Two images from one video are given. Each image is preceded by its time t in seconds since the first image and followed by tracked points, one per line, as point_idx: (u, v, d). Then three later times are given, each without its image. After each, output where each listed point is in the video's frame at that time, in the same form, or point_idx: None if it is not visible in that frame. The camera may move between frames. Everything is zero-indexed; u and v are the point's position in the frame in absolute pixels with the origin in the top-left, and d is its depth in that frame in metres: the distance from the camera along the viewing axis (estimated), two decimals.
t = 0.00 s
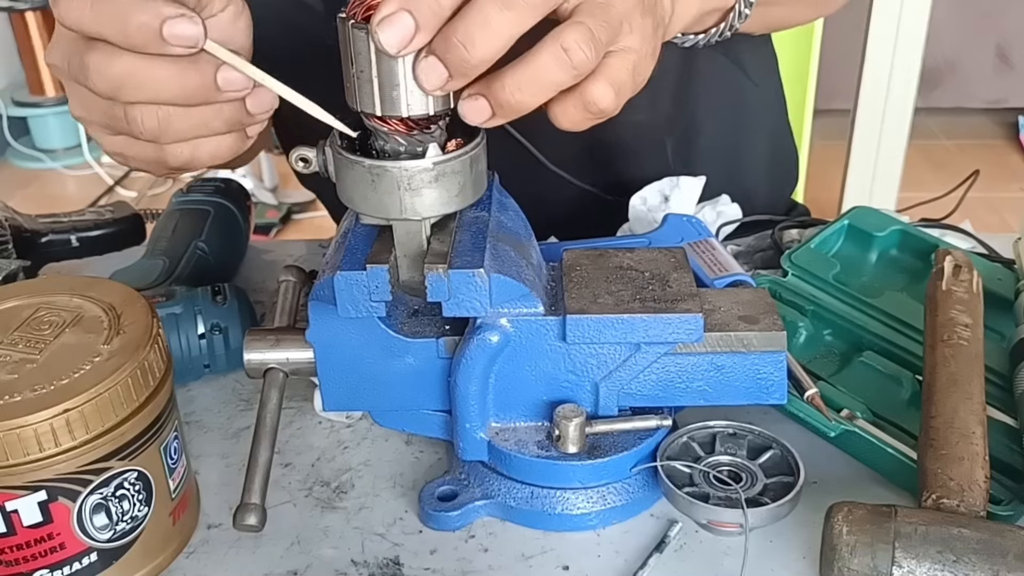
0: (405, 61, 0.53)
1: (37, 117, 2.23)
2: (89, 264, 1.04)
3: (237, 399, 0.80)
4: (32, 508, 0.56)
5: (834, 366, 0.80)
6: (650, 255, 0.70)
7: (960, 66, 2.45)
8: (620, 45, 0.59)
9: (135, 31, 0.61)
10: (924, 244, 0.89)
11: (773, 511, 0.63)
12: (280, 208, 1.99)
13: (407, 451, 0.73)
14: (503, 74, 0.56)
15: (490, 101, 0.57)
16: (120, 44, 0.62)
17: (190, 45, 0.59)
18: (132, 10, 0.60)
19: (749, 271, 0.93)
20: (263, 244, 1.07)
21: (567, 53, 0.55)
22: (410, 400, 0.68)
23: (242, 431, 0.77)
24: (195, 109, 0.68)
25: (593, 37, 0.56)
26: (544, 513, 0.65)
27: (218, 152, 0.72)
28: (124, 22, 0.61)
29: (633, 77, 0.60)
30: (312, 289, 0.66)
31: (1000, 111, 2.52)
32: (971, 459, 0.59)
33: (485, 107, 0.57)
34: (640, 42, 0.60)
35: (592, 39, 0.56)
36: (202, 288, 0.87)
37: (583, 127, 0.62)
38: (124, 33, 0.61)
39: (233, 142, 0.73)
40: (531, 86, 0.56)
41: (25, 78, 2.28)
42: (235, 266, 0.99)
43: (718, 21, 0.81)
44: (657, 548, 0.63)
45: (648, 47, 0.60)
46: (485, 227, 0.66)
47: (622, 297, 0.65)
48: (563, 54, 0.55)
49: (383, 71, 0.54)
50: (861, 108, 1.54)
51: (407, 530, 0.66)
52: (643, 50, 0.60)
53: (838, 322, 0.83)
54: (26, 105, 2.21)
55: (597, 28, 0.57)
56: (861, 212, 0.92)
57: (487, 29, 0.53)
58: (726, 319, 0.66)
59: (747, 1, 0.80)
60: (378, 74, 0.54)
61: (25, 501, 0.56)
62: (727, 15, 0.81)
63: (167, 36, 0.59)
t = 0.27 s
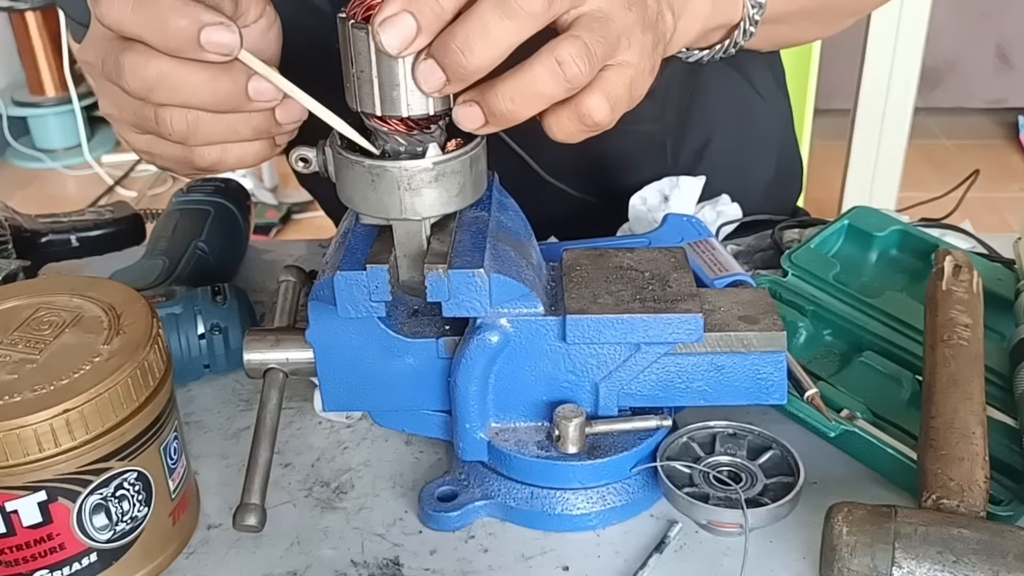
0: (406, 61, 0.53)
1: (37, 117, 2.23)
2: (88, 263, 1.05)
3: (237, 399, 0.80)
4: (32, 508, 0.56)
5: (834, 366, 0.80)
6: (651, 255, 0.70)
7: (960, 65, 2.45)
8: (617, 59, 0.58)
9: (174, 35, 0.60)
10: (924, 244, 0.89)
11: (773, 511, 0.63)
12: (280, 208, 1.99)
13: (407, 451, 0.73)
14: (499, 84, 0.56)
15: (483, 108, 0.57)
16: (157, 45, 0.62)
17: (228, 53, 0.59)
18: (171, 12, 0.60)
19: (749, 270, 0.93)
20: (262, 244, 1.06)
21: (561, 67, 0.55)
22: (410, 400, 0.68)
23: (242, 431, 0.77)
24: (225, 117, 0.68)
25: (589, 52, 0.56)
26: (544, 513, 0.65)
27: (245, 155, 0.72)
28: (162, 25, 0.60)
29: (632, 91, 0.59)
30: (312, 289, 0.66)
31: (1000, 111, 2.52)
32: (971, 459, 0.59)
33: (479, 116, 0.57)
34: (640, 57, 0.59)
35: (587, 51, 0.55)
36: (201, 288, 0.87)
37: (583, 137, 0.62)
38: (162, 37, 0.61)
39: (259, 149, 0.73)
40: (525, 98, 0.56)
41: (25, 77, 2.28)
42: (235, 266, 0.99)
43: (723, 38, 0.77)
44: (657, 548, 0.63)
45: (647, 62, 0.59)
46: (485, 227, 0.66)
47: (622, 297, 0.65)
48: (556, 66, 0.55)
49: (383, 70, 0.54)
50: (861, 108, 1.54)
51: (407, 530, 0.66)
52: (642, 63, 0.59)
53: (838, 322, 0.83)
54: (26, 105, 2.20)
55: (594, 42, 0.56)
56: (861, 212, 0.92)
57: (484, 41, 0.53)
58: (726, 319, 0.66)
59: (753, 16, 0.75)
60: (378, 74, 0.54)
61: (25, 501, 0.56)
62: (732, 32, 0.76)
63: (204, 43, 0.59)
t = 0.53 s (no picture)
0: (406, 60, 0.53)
1: (37, 117, 2.23)
2: (89, 264, 1.04)
3: (237, 399, 0.80)
4: (32, 508, 0.56)
5: (835, 366, 0.80)
6: (651, 255, 0.70)
7: (960, 65, 2.45)
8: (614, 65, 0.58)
9: (167, 27, 0.61)
10: (924, 244, 0.89)
11: (773, 511, 0.63)
12: (280, 208, 1.99)
13: (407, 451, 0.73)
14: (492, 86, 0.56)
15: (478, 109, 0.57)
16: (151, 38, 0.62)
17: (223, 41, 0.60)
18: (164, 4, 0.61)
19: (749, 270, 0.93)
20: (262, 244, 1.07)
21: (556, 70, 0.55)
22: (411, 399, 0.68)
23: (242, 431, 0.77)
24: (222, 108, 0.68)
25: (585, 57, 0.56)
26: (544, 513, 0.65)
27: (244, 147, 0.72)
28: (156, 17, 0.61)
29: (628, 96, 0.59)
30: (312, 289, 0.66)
31: (1000, 111, 2.52)
32: (971, 459, 0.59)
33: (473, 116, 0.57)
34: (637, 64, 0.59)
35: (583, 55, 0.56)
36: (202, 288, 0.87)
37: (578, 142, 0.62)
38: (155, 29, 0.61)
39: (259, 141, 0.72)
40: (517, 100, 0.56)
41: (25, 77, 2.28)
42: (235, 266, 0.99)
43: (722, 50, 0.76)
44: (657, 548, 0.63)
45: (644, 71, 0.59)
46: (485, 227, 0.66)
47: (622, 297, 0.65)
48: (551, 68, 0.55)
49: (383, 70, 0.54)
50: (861, 108, 1.54)
51: (407, 530, 0.66)
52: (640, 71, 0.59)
53: (838, 322, 0.83)
54: (26, 105, 2.20)
55: (590, 47, 0.56)
56: (861, 212, 0.92)
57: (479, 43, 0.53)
58: (726, 319, 0.66)
59: (754, 30, 0.74)
60: (377, 73, 0.54)
61: (25, 501, 0.56)
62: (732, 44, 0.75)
63: (200, 32, 0.60)
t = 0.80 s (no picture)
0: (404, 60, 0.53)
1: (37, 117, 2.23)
2: (88, 263, 1.04)
3: (237, 399, 0.80)
4: (32, 508, 0.56)
5: (835, 366, 0.80)
6: (651, 255, 0.70)
7: (960, 65, 2.44)
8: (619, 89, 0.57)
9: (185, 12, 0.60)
10: (924, 243, 0.89)
11: (773, 511, 0.63)
12: (281, 208, 1.99)
13: (407, 451, 0.73)
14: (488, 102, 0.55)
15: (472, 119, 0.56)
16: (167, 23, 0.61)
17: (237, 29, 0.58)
18: None
19: (749, 270, 0.93)
20: (262, 244, 1.07)
21: (556, 96, 0.54)
22: (411, 399, 0.68)
23: (242, 431, 0.77)
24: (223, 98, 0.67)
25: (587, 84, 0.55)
26: (544, 513, 0.65)
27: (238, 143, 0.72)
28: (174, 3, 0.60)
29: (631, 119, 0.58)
30: (312, 289, 0.66)
31: (1000, 111, 2.52)
32: (971, 459, 0.59)
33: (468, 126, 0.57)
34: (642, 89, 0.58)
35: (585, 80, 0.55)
36: (202, 288, 0.87)
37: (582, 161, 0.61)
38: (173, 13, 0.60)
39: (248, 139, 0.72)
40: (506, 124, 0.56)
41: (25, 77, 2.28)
42: (235, 265, 0.99)
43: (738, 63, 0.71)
44: (657, 548, 0.63)
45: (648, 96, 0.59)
46: (485, 227, 0.66)
47: (622, 297, 0.65)
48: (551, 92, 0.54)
49: (381, 69, 0.54)
50: (861, 109, 1.54)
51: (407, 530, 0.66)
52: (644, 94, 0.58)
53: (838, 321, 0.83)
54: (26, 104, 2.20)
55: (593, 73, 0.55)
56: (861, 212, 0.92)
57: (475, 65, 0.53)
58: (726, 319, 0.66)
59: (770, 43, 0.69)
60: (376, 73, 0.54)
61: (26, 500, 0.56)
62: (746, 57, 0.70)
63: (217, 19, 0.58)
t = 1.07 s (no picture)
0: (400, 61, 0.53)
1: (37, 116, 2.23)
2: (88, 263, 1.05)
3: (237, 400, 0.80)
4: (32, 509, 0.56)
5: (834, 366, 0.80)
6: (651, 255, 0.70)
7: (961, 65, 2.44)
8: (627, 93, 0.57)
9: None
10: (924, 243, 0.89)
11: (773, 511, 0.63)
12: (280, 208, 1.99)
13: (407, 451, 0.73)
14: None
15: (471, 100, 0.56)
16: None
17: None
18: None
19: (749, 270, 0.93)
20: (262, 244, 1.06)
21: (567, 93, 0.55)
22: (411, 399, 0.68)
23: (242, 431, 0.77)
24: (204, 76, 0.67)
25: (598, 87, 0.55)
26: (544, 514, 0.65)
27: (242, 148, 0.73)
28: None
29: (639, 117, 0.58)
30: (312, 289, 0.66)
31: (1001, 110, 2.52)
32: (971, 459, 0.59)
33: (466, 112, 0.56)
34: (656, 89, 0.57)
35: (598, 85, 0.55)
36: (201, 288, 0.87)
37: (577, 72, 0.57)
38: None
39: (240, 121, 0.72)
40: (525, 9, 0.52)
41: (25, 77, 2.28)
42: (235, 266, 0.99)
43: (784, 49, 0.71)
44: (657, 549, 0.63)
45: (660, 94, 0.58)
46: (485, 227, 0.66)
47: (622, 297, 0.65)
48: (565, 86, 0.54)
49: (379, 69, 0.54)
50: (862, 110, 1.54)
51: (407, 530, 0.66)
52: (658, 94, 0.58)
53: (838, 322, 0.83)
54: (26, 104, 2.20)
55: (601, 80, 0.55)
56: (861, 212, 0.92)
57: None
58: (726, 319, 0.66)
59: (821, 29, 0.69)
60: (373, 74, 0.54)
61: (26, 501, 0.56)
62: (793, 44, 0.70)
63: None
